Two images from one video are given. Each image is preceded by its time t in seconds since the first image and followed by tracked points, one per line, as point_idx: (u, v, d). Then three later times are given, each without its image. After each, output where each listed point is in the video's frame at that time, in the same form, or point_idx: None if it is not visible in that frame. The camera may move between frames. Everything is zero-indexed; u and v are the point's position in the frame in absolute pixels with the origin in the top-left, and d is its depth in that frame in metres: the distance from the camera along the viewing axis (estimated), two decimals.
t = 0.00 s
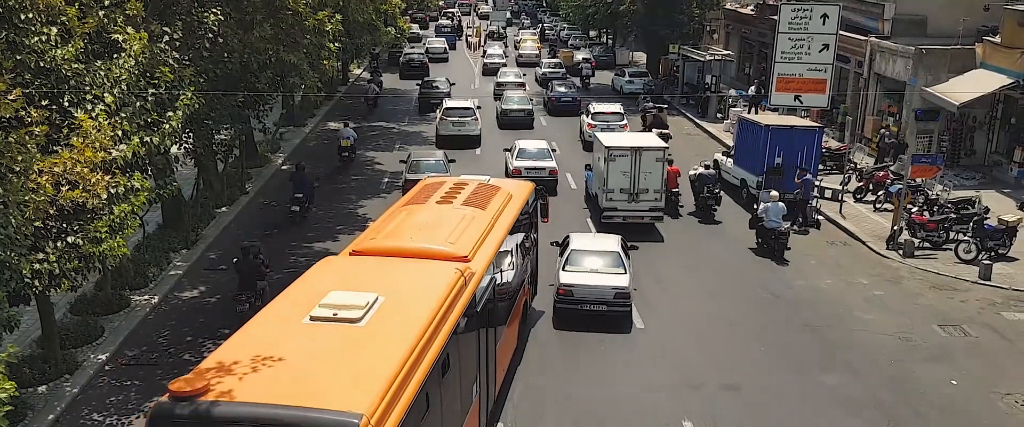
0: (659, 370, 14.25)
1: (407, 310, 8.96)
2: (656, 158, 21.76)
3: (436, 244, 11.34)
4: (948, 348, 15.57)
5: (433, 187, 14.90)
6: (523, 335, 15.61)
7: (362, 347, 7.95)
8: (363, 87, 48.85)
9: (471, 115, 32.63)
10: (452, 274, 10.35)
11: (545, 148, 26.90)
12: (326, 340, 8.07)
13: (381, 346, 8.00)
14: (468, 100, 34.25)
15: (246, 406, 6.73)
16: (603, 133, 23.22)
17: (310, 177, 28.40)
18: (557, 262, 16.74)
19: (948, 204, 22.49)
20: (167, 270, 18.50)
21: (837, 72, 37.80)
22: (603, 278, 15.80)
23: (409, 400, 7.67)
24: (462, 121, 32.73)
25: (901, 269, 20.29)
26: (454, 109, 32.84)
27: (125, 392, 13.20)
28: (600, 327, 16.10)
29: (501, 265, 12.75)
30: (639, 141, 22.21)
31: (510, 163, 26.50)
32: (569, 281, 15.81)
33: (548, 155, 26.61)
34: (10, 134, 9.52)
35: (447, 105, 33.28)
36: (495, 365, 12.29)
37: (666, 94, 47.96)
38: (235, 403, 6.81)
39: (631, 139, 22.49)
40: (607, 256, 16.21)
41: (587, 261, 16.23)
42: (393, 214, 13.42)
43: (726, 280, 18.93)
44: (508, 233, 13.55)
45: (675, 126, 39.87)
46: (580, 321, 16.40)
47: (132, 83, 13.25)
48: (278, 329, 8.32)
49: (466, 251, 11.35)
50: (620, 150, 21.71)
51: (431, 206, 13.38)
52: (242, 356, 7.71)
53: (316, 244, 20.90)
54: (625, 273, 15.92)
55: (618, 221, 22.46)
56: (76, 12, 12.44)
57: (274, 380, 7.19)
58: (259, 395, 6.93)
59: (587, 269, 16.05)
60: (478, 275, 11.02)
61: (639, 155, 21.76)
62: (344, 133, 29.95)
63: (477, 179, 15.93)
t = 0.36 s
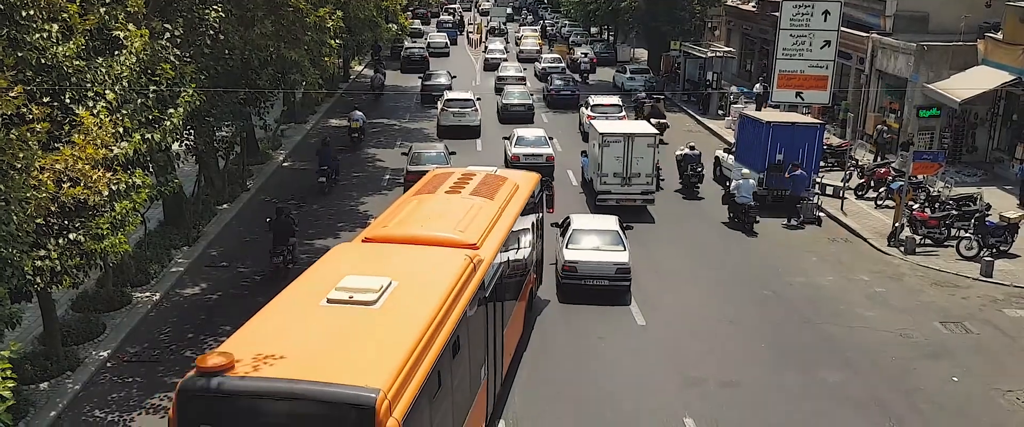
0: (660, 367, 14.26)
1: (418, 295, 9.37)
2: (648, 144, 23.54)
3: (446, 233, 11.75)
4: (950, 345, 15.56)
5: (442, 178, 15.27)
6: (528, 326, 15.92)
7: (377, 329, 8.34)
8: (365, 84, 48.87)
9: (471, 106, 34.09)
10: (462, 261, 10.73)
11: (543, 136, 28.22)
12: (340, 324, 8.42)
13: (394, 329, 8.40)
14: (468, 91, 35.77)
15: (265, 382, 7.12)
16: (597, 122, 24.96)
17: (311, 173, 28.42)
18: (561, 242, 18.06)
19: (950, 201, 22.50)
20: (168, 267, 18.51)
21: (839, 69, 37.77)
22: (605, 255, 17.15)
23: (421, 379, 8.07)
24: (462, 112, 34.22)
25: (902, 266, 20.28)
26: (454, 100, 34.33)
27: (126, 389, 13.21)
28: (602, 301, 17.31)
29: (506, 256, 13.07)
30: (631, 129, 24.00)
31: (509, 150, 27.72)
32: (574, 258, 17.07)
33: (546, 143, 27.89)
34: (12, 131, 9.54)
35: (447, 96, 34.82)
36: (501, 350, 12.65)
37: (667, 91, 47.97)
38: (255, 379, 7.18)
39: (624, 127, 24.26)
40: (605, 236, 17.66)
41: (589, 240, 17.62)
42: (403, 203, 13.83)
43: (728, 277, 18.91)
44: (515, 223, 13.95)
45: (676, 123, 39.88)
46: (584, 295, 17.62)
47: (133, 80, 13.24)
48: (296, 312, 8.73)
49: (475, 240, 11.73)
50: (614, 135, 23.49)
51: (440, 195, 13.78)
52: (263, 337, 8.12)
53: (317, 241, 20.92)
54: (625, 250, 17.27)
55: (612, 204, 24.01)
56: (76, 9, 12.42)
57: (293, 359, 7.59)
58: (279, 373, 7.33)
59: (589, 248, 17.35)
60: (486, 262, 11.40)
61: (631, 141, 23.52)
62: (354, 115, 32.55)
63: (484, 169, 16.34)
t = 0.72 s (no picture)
0: (662, 364, 14.29)
1: (430, 278, 9.68)
2: (641, 132, 24.83)
3: (455, 221, 12.05)
4: (952, 342, 15.56)
5: (450, 170, 15.57)
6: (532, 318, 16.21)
7: (390, 311, 8.66)
8: (366, 83, 48.88)
9: (472, 99, 35.30)
10: (471, 248, 10.97)
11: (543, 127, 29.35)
12: (354, 307, 8.69)
13: (407, 310, 8.71)
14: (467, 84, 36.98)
15: (288, 356, 7.56)
16: (592, 112, 26.28)
17: (314, 172, 28.46)
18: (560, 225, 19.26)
19: (952, 198, 22.45)
20: (170, 266, 18.54)
21: (841, 66, 37.75)
22: (603, 235, 18.34)
23: (433, 358, 8.38)
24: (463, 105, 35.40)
25: (904, 263, 20.28)
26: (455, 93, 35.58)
27: (128, 387, 13.24)
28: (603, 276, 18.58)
29: (513, 245, 13.38)
30: (624, 118, 25.28)
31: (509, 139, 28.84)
32: (574, 240, 18.30)
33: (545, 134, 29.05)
34: (13, 129, 9.57)
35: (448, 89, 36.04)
36: (508, 337, 12.95)
37: (669, 89, 47.99)
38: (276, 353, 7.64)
39: (617, 116, 25.55)
40: (599, 216, 18.82)
41: (586, 223, 18.80)
42: (413, 195, 14.13)
43: (732, 276, 18.88)
44: (522, 213, 14.21)
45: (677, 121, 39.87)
46: (584, 273, 18.88)
47: (134, 79, 13.25)
48: (313, 294, 9.05)
49: (484, 227, 12.04)
50: (608, 125, 24.81)
51: (449, 187, 14.06)
52: (282, 318, 8.47)
53: (318, 239, 20.94)
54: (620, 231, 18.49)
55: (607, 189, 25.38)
56: (78, 8, 12.43)
57: (312, 338, 7.94)
58: (299, 351, 7.69)
59: (588, 230, 18.52)
60: (495, 249, 11.69)
61: (625, 129, 24.85)
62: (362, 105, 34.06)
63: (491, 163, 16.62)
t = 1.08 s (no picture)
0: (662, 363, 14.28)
1: (439, 264, 10.16)
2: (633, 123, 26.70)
3: (462, 211, 12.56)
4: (952, 341, 15.58)
5: (457, 163, 16.07)
6: (534, 312, 16.43)
7: (401, 293, 9.14)
8: (366, 81, 48.87)
9: (470, 94, 36.64)
10: (477, 236, 11.41)
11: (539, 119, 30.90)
12: (366, 291, 9.15)
13: (417, 293, 9.19)
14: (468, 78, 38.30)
15: (307, 335, 8.02)
16: (588, 104, 28.13)
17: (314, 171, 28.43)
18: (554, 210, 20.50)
19: (952, 197, 22.44)
20: (170, 264, 18.53)
21: (841, 65, 37.75)
22: (598, 218, 19.64)
23: (443, 338, 8.84)
24: (463, 98, 36.74)
25: (904, 262, 20.29)
26: (455, 86, 37.02)
27: (128, 386, 13.24)
28: (598, 258, 19.88)
29: (518, 235, 13.84)
30: (618, 109, 27.15)
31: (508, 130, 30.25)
32: (571, 223, 19.54)
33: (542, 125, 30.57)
34: (13, 128, 9.59)
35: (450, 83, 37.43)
36: (513, 325, 13.36)
37: (669, 88, 47.97)
38: (297, 332, 8.08)
39: (611, 108, 27.39)
40: (591, 199, 20.17)
41: (580, 208, 20.07)
42: (421, 186, 14.61)
43: (733, 275, 18.86)
44: (526, 204, 14.66)
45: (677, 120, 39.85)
46: (578, 254, 20.27)
47: (134, 77, 13.26)
48: (328, 279, 9.51)
49: (489, 218, 12.50)
50: (602, 116, 26.71)
51: (455, 178, 14.54)
52: (299, 299, 8.96)
53: (318, 238, 20.95)
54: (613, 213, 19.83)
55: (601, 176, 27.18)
56: (78, 7, 12.43)
57: (328, 319, 8.41)
58: (316, 329, 8.16)
59: (583, 214, 19.77)
60: (501, 238, 12.13)
61: (618, 120, 26.71)
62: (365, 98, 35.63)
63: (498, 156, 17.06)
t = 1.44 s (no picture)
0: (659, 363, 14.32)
1: (446, 251, 10.71)
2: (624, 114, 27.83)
3: (467, 203, 13.11)
4: (948, 341, 15.61)
5: (461, 158, 16.68)
6: (534, 309, 16.59)
7: (412, 278, 9.67)
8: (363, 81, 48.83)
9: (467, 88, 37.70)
10: (481, 227, 11.99)
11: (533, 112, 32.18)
12: (378, 276, 9.69)
13: (426, 278, 9.71)
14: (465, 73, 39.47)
15: (323, 314, 8.54)
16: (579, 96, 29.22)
17: (311, 171, 28.38)
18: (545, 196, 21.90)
19: (949, 197, 22.47)
20: (167, 264, 18.51)
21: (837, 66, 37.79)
22: (586, 204, 21.11)
23: (451, 320, 9.35)
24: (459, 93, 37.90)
25: (901, 262, 20.32)
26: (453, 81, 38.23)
27: (125, 385, 13.22)
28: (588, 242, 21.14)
29: (520, 227, 14.39)
30: (609, 100, 28.24)
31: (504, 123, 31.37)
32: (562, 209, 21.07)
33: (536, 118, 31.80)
34: (10, 126, 9.58)
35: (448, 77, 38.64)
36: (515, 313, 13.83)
37: (666, 88, 47.97)
38: (312, 312, 8.60)
39: (602, 99, 28.49)
40: (580, 187, 21.63)
41: (569, 195, 21.56)
42: (427, 179, 15.24)
43: (729, 275, 18.88)
44: (528, 197, 15.25)
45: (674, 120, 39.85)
46: (569, 239, 21.57)
47: (131, 77, 13.24)
48: (341, 265, 10.08)
49: (493, 209, 13.11)
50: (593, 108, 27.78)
51: (459, 173, 15.16)
52: (315, 283, 9.48)
53: (315, 237, 20.93)
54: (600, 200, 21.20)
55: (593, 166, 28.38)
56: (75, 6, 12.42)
57: (342, 302, 8.92)
58: (331, 310, 8.67)
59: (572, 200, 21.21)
60: (504, 228, 12.72)
61: (609, 111, 27.82)
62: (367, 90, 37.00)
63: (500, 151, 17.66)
